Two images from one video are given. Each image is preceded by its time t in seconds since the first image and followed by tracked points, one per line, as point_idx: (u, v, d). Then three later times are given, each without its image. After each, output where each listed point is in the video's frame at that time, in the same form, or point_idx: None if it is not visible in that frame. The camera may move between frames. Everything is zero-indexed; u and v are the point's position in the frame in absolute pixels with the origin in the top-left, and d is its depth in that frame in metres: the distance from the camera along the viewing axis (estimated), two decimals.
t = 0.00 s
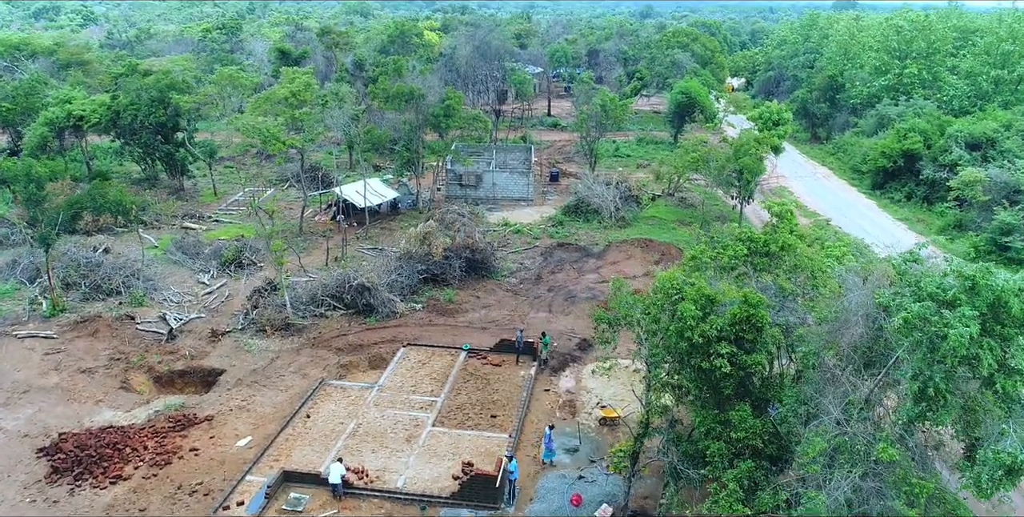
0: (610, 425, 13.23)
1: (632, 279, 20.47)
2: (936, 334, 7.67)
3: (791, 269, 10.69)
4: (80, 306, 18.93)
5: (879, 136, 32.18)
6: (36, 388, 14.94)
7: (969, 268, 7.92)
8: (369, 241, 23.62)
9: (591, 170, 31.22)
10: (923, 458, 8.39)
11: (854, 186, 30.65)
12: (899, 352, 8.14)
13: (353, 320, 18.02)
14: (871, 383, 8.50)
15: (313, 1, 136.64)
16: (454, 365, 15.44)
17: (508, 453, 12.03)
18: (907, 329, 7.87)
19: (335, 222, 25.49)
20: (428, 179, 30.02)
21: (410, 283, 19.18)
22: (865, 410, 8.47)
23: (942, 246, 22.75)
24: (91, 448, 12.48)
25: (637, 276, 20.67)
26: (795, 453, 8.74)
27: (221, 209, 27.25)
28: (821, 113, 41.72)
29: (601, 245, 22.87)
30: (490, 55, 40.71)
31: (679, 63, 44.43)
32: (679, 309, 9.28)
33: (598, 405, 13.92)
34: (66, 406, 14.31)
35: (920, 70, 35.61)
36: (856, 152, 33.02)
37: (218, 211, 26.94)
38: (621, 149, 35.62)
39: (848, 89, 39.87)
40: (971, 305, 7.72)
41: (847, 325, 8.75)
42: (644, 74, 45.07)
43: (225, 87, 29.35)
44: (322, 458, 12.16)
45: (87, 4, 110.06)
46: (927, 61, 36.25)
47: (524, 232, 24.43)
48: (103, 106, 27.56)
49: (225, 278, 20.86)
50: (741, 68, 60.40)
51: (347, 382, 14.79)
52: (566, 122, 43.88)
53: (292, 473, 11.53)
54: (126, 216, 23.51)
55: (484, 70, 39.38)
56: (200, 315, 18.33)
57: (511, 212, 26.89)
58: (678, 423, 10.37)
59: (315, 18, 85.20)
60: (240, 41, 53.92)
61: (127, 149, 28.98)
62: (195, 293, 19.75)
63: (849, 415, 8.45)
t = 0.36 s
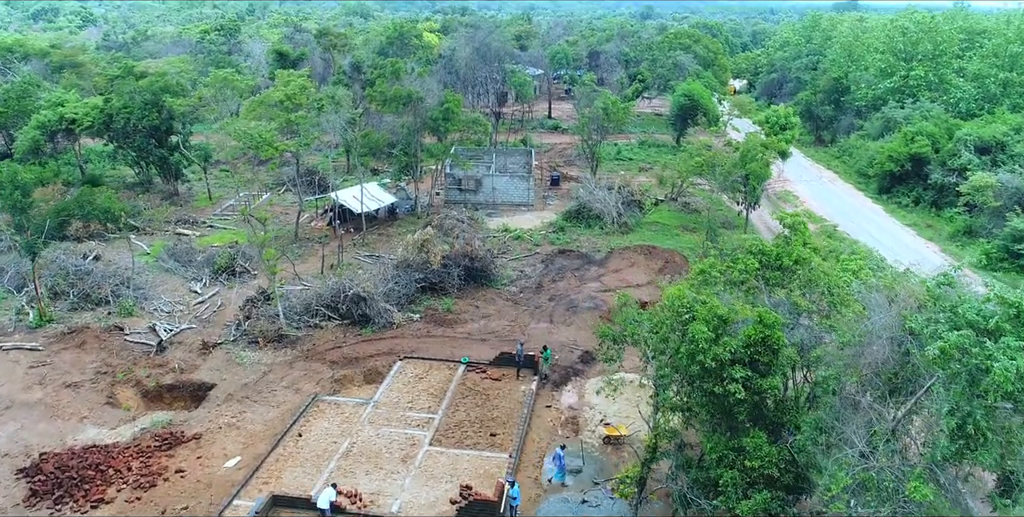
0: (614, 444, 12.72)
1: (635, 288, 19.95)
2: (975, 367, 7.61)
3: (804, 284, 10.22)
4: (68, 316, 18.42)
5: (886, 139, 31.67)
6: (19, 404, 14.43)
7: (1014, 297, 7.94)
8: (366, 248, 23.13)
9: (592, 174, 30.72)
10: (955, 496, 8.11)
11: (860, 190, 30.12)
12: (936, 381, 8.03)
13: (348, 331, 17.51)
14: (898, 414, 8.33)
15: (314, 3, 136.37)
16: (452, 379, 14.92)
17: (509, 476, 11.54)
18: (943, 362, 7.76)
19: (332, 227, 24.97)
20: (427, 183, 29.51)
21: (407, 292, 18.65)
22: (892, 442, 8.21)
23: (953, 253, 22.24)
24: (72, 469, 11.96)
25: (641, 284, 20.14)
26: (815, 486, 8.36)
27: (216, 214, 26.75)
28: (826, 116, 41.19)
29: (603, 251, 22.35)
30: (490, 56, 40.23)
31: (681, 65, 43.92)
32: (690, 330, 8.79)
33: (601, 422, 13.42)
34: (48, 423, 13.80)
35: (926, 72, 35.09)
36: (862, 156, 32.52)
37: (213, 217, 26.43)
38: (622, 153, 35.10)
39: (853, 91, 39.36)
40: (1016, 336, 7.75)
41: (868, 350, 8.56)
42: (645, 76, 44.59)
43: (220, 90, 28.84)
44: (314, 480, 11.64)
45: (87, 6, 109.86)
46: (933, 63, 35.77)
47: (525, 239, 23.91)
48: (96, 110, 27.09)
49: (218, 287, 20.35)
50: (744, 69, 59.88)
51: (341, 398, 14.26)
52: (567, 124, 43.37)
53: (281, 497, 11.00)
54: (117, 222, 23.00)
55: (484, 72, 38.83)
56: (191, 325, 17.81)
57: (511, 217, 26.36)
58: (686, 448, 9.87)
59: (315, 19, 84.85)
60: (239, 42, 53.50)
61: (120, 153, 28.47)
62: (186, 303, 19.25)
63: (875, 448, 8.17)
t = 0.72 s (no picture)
0: (619, 474, 12.12)
1: (639, 305, 19.34)
2: None
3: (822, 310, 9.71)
4: (53, 335, 17.83)
5: (892, 150, 31.17)
6: None
7: None
8: (362, 263, 22.57)
9: (594, 186, 30.20)
10: None
11: (866, 202, 29.60)
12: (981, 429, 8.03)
13: (342, 351, 16.91)
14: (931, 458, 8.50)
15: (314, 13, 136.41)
16: (449, 403, 14.31)
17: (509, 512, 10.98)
18: (994, 409, 7.78)
19: (327, 241, 24.40)
20: (425, 196, 28.97)
21: (403, 310, 18.06)
22: (926, 489, 8.28)
23: (964, 268, 21.66)
24: (47, 502, 11.37)
25: (644, 302, 19.53)
26: None
27: (209, 228, 26.21)
28: (829, 126, 40.68)
29: (605, 267, 21.79)
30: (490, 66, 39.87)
31: (682, 75, 43.50)
32: (703, 362, 8.24)
33: (605, 450, 12.83)
34: (26, 451, 13.21)
35: (931, 82, 34.65)
36: (867, 167, 32.02)
37: (206, 230, 25.89)
38: (624, 164, 34.57)
39: (856, 102, 38.93)
40: None
41: (899, 386, 8.58)
42: (646, 86, 44.17)
43: (214, 101, 28.33)
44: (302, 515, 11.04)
45: (87, 16, 109.69)
46: (938, 72, 35.32)
47: (525, 253, 23.32)
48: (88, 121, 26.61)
49: (209, 304, 19.77)
50: (745, 79, 59.49)
51: (333, 424, 13.66)
52: (567, 135, 42.91)
53: None
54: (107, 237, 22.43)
55: (484, 82, 38.35)
56: (179, 345, 17.21)
57: (510, 231, 25.81)
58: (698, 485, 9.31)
59: (315, 28, 84.71)
60: (237, 52, 53.11)
61: (112, 165, 27.95)
62: (176, 321, 18.66)
63: (907, 495, 8.24)
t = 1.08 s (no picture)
0: (624, 509, 11.45)
1: (643, 324, 18.73)
2: None
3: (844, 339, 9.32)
4: (35, 357, 17.19)
5: (898, 164, 30.65)
6: None
7: None
8: (358, 280, 21.99)
9: (595, 200, 29.67)
10: None
11: (872, 216, 29.06)
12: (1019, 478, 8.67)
13: (334, 374, 16.25)
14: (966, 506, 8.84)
15: (314, 25, 136.57)
16: (444, 431, 13.67)
17: None
18: None
19: (322, 256, 23.83)
20: (423, 210, 28.42)
21: (398, 331, 17.44)
22: None
23: (977, 285, 21.06)
24: None
25: (648, 321, 18.90)
26: None
27: (202, 242, 25.64)
28: (833, 138, 40.22)
29: (607, 284, 21.18)
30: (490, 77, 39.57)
31: (684, 86, 43.08)
32: (720, 399, 7.94)
33: (609, 482, 12.18)
34: None
35: (937, 94, 34.20)
36: (874, 180, 31.51)
37: (198, 245, 25.33)
38: (625, 176, 34.06)
39: (861, 114, 38.48)
40: None
41: (934, 433, 8.95)
42: (647, 98, 43.75)
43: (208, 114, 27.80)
44: None
45: (87, 28, 109.62)
46: (943, 84, 34.88)
47: (524, 270, 22.71)
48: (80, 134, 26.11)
49: (199, 323, 19.15)
50: (746, 91, 59.15)
51: (323, 454, 13.04)
52: (567, 147, 42.44)
53: None
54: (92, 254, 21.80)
55: (483, 93, 37.78)
56: (165, 368, 16.57)
57: (510, 246, 25.23)
58: None
59: (315, 40, 84.66)
60: (236, 63, 52.79)
61: (104, 178, 27.41)
62: (163, 341, 18.03)
63: None
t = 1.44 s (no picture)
0: None
1: (647, 345, 18.07)
2: None
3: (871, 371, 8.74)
4: (14, 380, 16.53)
5: (905, 177, 30.12)
6: None
7: None
8: (353, 297, 21.38)
9: (596, 214, 29.11)
10: None
11: (879, 230, 28.47)
12: None
13: (325, 398, 15.57)
14: None
15: (314, 36, 136.63)
16: (440, 461, 13.02)
17: None
18: None
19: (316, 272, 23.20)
20: (420, 224, 27.83)
21: (393, 353, 16.78)
22: None
23: (991, 303, 20.45)
24: None
25: (653, 341, 18.24)
26: None
27: (194, 257, 25.04)
28: (837, 150, 39.72)
29: (609, 302, 20.57)
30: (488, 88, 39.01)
31: (685, 98, 42.56)
32: (738, 444, 7.80)
33: None
34: None
35: (942, 106, 33.73)
36: (880, 193, 30.98)
37: (190, 260, 24.72)
38: (627, 189, 33.50)
39: (865, 126, 38.00)
40: None
41: (983, 486, 9.27)
42: (649, 109, 43.31)
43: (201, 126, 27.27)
44: None
45: (87, 39, 109.64)
46: (949, 96, 34.41)
47: (524, 286, 22.08)
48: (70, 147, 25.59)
49: (187, 343, 18.51)
50: (747, 102, 58.77)
51: (312, 487, 12.40)
52: (568, 159, 41.92)
53: None
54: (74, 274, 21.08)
55: (483, 106, 37.11)
56: (150, 391, 15.90)
57: (510, 261, 24.63)
58: None
59: (314, 52, 84.43)
60: (234, 75, 52.37)
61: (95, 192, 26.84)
62: (149, 363, 17.37)
63: None
